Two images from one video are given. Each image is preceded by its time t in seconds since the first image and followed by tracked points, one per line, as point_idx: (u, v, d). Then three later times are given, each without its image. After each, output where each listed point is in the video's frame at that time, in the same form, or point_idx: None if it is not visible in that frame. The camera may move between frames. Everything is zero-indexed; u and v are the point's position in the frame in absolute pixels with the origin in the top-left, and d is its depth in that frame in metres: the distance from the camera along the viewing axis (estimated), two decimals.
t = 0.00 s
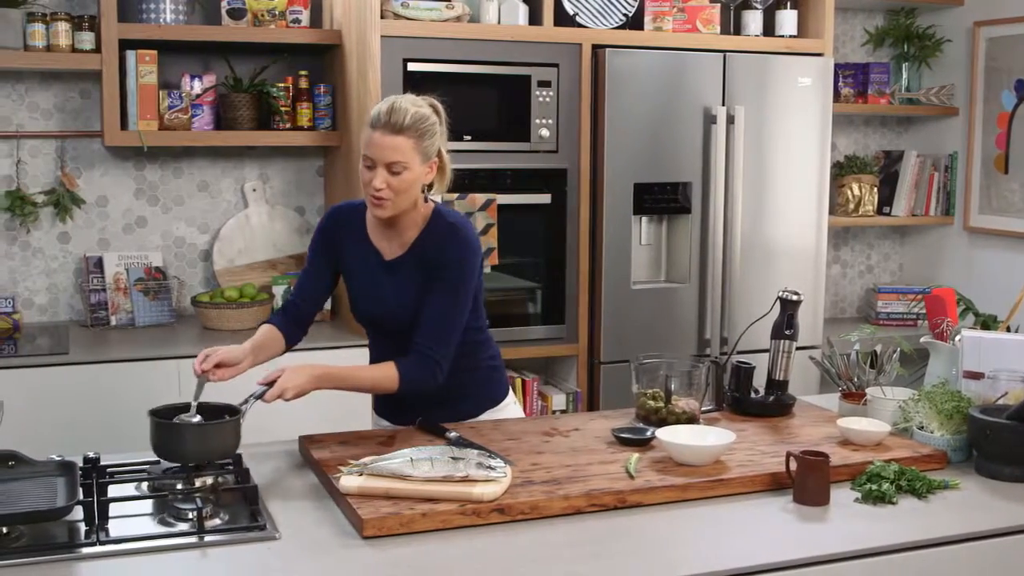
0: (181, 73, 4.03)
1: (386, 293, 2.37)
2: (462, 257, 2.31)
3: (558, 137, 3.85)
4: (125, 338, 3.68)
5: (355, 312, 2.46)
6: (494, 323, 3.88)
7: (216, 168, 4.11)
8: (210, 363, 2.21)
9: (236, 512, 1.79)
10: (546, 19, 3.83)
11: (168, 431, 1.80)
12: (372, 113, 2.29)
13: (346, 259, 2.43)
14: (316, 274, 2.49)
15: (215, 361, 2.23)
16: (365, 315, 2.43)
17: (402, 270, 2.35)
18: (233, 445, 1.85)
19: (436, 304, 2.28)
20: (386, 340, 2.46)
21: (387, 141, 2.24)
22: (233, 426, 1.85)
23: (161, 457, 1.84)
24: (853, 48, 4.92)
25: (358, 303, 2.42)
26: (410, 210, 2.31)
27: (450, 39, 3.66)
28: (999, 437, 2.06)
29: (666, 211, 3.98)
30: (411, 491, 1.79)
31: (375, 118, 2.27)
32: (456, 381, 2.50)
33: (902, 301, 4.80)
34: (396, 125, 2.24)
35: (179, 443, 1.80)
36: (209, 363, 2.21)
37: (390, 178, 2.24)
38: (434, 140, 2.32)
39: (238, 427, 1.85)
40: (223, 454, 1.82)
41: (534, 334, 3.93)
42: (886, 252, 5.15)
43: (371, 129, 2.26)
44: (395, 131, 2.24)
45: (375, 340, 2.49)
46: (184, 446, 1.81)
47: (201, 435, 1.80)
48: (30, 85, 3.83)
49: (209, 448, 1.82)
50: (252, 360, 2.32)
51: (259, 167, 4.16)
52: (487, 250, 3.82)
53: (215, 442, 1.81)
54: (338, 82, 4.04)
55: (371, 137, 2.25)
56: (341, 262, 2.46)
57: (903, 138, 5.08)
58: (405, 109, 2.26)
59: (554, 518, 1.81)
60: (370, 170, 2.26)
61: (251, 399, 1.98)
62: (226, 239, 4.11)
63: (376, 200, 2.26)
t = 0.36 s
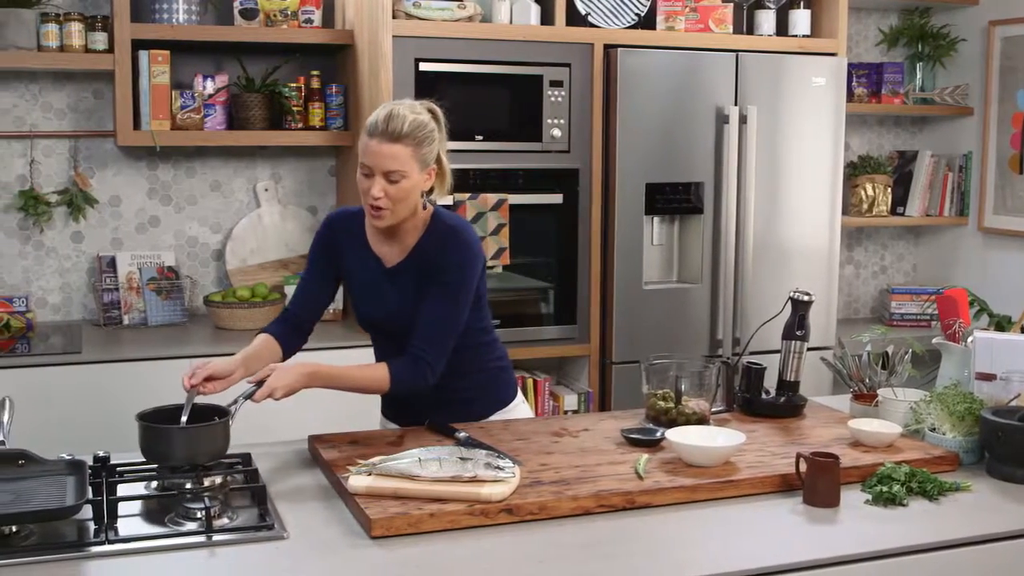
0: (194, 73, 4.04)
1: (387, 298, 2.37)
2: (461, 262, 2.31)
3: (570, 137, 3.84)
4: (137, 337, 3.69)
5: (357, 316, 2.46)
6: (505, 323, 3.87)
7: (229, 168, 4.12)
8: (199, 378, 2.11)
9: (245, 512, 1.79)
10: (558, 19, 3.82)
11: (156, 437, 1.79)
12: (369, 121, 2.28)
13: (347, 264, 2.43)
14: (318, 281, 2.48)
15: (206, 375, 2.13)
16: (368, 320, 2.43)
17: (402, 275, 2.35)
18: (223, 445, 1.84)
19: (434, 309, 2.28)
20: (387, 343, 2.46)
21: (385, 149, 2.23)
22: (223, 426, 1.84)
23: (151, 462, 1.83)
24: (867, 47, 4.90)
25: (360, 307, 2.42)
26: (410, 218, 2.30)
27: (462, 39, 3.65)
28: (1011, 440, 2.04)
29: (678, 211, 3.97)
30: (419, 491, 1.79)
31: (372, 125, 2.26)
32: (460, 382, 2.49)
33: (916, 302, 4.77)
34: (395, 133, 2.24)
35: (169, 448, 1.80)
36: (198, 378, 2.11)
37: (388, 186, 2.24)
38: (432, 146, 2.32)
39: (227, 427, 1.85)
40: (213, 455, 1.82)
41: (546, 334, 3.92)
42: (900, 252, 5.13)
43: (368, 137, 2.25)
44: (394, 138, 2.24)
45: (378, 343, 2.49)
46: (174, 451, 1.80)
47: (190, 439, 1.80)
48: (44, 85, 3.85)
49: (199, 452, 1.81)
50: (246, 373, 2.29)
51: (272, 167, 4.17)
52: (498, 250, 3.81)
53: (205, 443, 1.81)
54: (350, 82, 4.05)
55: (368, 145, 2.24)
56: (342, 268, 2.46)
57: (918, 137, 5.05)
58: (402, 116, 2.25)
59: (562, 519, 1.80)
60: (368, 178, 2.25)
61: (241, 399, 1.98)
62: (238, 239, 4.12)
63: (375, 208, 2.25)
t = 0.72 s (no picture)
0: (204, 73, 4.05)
1: (395, 297, 2.37)
2: (469, 261, 2.31)
3: (580, 137, 3.84)
4: (147, 337, 3.70)
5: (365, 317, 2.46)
6: (515, 323, 3.87)
7: (239, 168, 4.13)
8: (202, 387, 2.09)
9: (252, 511, 1.79)
10: (568, 19, 3.82)
11: (165, 437, 1.80)
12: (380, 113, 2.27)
13: (354, 264, 2.43)
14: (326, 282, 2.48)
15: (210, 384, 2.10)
16: (375, 320, 2.43)
17: (410, 274, 2.35)
18: (232, 446, 1.84)
19: (442, 307, 2.28)
20: (395, 342, 2.46)
21: (398, 143, 2.23)
22: (232, 427, 1.84)
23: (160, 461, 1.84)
24: (879, 47, 4.88)
25: (368, 308, 2.43)
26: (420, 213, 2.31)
27: (472, 39, 3.65)
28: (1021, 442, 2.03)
29: (688, 211, 3.96)
30: (426, 491, 1.79)
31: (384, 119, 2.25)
32: (468, 382, 2.50)
33: (927, 303, 4.75)
34: (408, 128, 2.23)
35: (177, 449, 1.80)
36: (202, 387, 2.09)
37: (400, 181, 2.24)
38: (441, 142, 2.32)
39: (237, 428, 1.85)
40: (221, 456, 1.82)
41: (556, 334, 3.92)
42: (911, 253, 5.11)
43: (380, 132, 2.24)
44: (407, 133, 2.24)
45: (385, 343, 2.49)
46: (182, 451, 1.81)
47: (198, 439, 1.80)
48: (55, 85, 3.86)
49: (207, 453, 1.81)
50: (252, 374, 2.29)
51: (282, 167, 4.18)
52: (508, 250, 3.80)
53: (213, 444, 1.81)
54: (360, 82, 4.05)
55: (380, 139, 2.24)
56: (349, 268, 2.46)
57: (930, 137, 5.03)
58: (414, 111, 2.25)
59: (570, 519, 1.80)
60: (381, 173, 2.25)
61: (250, 400, 1.98)
62: (248, 239, 4.13)
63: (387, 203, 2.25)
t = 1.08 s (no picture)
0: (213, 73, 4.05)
1: (402, 295, 2.37)
2: (477, 259, 2.31)
3: (588, 136, 3.83)
4: (156, 336, 3.71)
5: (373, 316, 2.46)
6: (523, 323, 3.86)
7: (247, 168, 4.13)
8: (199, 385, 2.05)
9: (257, 511, 1.80)
10: (576, 19, 3.81)
11: (171, 437, 1.80)
12: (391, 108, 2.26)
13: (361, 263, 2.43)
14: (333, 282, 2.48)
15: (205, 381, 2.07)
16: (383, 319, 2.43)
17: (418, 272, 2.35)
18: (239, 445, 1.85)
19: (450, 304, 2.28)
20: (403, 341, 2.46)
21: (414, 137, 2.23)
22: (238, 427, 1.84)
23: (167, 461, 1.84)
24: (889, 46, 4.86)
25: (376, 307, 2.42)
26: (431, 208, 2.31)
27: (479, 39, 3.65)
28: None
29: (696, 211, 3.95)
30: (431, 491, 1.79)
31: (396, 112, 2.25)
32: (476, 381, 2.49)
33: (937, 303, 4.73)
34: (423, 122, 2.24)
35: (184, 449, 1.81)
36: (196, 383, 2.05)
37: (415, 175, 2.23)
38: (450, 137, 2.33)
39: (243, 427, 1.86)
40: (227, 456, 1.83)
41: (564, 334, 3.91)
42: (921, 253, 5.09)
43: (394, 125, 2.23)
44: (422, 126, 2.24)
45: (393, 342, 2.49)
46: (189, 451, 1.81)
47: (204, 439, 1.80)
48: (65, 85, 3.88)
49: (214, 453, 1.82)
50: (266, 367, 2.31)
51: (290, 167, 4.18)
52: (516, 250, 3.80)
53: (219, 444, 1.81)
54: (368, 82, 4.05)
55: (394, 133, 2.23)
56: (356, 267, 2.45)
57: (940, 137, 5.01)
58: (428, 106, 2.25)
59: (574, 520, 1.80)
60: (396, 166, 2.24)
61: (256, 399, 1.98)
62: (256, 239, 4.14)
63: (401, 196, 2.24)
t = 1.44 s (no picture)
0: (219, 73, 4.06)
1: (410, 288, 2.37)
2: (483, 254, 2.30)
3: (594, 136, 3.83)
4: (161, 336, 3.72)
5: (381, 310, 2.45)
6: (529, 323, 3.86)
7: (254, 168, 4.14)
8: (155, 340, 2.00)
9: (260, 511, 1.80)
10: (582, 19, 3.81)
11: (174, 437, 1.80)
12: (401, 104, 2.24)
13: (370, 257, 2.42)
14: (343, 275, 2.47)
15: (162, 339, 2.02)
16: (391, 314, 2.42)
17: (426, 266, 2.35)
18: (241, 443, 1.84)
19: (458, 297, 2.28)
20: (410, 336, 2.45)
21: (426, 137, 2.21)
22: (240, 427, 1.83)
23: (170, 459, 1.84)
24: (897, 46, 4.85)
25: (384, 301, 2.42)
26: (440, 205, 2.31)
27: (485, 39, 3.65)
28: None
29: (703, 211, 3.94)
30: (433, 491, 1.78)
31: (407, 110, 2.22)
32: (481, 378, 2.49)
33: (945, 304, 4.71)
34: (436, 122, 2.22)
35: (187, 449, 1.80)
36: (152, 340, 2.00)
37: (428, 176, 2.23)
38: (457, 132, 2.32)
39: (246, 426, 1.85)
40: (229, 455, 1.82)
41: (570, 335, 3.91)
42: (929, 254, 5.07)
43: (406, 124, 2.22)
44: (434, 126, 2.22)
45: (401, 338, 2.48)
46: (191, 451, 1.80)
47: (206, 440, 1.80)
48: (72, 86, 3.88)
49: (216, 452, 1.81)
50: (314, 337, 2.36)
51: (296, 167, 4.19)
52: (522, 250, 3.78)
53: (221, 444, 1.81)
54: (374, 81, 4.05)
55: (406, 132, 2.21)
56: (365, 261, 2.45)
57: (948, 138, 4.99)
58: (439, 104, 2.23)
59: (577, 521, 1.79)
60: (408, 166, 2.23)
61: (259, 399, 1.97)
62: (263, 238, 4.14)
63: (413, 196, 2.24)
